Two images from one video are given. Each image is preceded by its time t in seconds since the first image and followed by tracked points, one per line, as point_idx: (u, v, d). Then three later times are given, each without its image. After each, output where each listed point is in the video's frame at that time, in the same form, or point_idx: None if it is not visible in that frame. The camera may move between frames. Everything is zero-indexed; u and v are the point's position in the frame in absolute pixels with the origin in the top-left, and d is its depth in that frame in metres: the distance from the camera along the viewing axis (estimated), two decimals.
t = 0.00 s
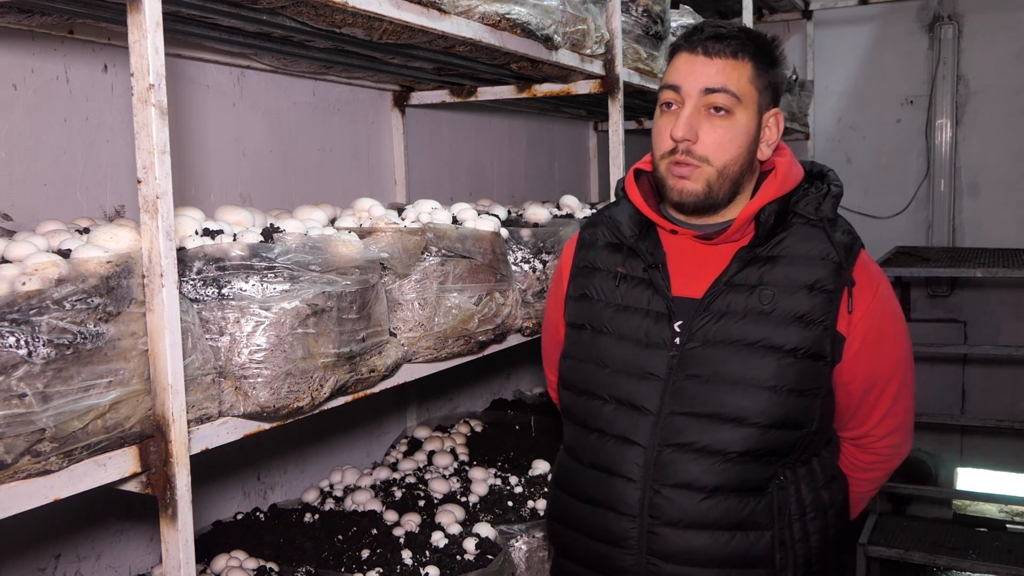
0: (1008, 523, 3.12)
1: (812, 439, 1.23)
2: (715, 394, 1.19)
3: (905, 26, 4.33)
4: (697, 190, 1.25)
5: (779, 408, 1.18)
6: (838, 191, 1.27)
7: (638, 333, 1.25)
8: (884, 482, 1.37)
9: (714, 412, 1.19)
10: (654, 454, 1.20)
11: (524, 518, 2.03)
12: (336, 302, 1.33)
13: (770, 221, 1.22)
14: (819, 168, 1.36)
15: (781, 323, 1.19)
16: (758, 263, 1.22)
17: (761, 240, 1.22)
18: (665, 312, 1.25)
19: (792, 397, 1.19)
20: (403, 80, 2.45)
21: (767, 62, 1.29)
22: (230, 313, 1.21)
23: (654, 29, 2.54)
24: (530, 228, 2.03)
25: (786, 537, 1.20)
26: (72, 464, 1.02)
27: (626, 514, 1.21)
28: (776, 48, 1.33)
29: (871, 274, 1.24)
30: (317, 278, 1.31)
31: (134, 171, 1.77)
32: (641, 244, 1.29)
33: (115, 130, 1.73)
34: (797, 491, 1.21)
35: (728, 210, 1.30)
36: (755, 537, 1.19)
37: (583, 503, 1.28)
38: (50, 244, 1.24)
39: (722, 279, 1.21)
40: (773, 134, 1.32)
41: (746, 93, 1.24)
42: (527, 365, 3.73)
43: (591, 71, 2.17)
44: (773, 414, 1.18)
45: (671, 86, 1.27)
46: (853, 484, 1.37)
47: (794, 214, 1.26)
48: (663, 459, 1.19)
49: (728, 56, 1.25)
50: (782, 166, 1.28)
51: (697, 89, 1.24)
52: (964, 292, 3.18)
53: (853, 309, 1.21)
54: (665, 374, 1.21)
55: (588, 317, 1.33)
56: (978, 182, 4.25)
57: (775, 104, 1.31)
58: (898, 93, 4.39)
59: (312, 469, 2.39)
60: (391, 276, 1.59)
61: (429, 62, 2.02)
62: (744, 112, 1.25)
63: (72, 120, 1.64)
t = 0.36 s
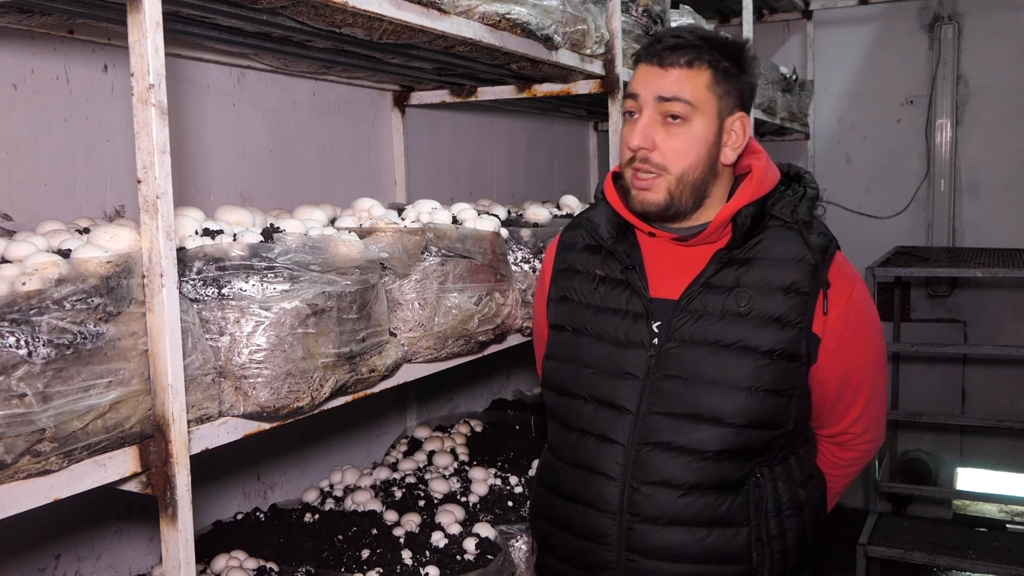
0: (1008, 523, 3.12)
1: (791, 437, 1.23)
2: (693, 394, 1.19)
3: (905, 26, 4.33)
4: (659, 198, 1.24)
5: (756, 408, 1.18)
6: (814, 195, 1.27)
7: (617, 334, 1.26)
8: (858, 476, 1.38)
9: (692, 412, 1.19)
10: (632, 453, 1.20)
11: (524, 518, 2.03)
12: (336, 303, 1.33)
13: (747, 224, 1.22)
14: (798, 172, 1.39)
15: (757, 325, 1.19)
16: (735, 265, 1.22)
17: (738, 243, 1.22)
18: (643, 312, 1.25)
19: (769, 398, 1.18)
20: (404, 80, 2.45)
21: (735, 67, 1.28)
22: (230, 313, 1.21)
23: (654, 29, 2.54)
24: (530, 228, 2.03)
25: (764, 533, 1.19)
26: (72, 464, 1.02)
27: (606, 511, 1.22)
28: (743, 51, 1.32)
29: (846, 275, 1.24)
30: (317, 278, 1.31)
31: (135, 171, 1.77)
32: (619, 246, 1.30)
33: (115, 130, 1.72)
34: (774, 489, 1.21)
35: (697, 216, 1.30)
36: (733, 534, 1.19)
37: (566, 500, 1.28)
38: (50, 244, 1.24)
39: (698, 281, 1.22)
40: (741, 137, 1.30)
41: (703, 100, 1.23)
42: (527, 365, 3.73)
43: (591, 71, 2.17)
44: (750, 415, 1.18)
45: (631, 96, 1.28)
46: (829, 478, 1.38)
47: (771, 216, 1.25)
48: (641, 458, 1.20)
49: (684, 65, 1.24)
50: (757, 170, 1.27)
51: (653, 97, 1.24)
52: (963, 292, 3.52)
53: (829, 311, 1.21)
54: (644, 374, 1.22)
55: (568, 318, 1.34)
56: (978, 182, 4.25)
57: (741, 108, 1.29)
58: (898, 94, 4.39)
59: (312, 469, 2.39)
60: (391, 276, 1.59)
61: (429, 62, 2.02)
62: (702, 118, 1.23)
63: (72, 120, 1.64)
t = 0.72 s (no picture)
0: (1008, 523, 3.11)
1: (808, 438, 1.21)
2: (707, 394, 1.19)
3: (905, 26, 4.33)
4: (674, 188, 1.24)
5: (771, 407, 1.17)
6: (827, 192, 1.27)
7: (630, 335, 1.26)
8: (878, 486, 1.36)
9: (706, 412, 1.18)
10: (647, 453, 1.20)
11: (524, 518, 2.03)
12: (336, 303, 1.33)
13: (759, 221, 1.22)
14: (810, 170, 1.36)
15: (771, 323, 1.18)
16: (748, 263, 1.22)
17: (751, 240, 1.22)
18: (656, 314, 1.25)
19: (784, 396, 1.17)
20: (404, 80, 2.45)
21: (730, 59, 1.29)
22: (230, 313, 1.21)
23: (654, 29, 2.54)
24: (530, 228, 2.03)
25: (780, 537, 1.18)
26: (72, 464, 1.02)
27: (620, 512, 1.21)
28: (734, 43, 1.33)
29: (862, 272, 1.23)
30: (317, 278, 1.31)
31: (134, 171, 1.77)
32: (634, 248, 1.31)
33: (115, 130, 1.72)
34: (790, 492, 1.20)
35: (715, 208, 1.29)
36: (748, 537, 1.18)
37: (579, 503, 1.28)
38: (50, 244, 1.24)
39: (712, 280, 1.22)
40: (747, 124, 1.30)
41: (702, 87, 1.24)
42: (526, 366, 3.73)
43: (591, 71, 2.17)
44: (765, 414, 1.17)
45: (631, 98, 1.29)
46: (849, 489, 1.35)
47: (784, 214, 1.25)
48: (655, 458, 1.20)
49: (678, 58, 1.26)
50: (769, 167, 1.27)
51: (652, 91, 1.25)
52: (963, 292, 3.52)
53: (844, 308, 1.20)
54: (657, 374, 1.21)
55: (582, 320, 1.34)
56: (978, 182, 4.25)
57: (743, 94, 1.30)
58: (898, 93, 4.39)
59: (312, 469, 2.39)
60: (391, 276, 1.59)
61: (429, 63, 2.02)
62: (705, 104, 1.24)
63: (72, 120, 1.64)
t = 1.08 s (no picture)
0: (1008, 523, 3.11)
1: (862, 437, 1.21)
2: (758, 393, 1.19)
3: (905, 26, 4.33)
4: (715, 187, 1.26)
5: (825, 404, 1.17)
6: (873, 183, 1.26)
7: (676, 334, 1.26)
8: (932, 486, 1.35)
9: (759, 411, 1.19)
10: (698, 454, 1.21)
11: (524, 518, 2.03)
12: (336, 303, 1.33)
13: (806, 215, 1.22)
14: (854, 164, 1.34)
15: (823, 317, 1.18)
16: (797, 258, 1.22)
17: (799, 235, 1.23)
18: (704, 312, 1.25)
19: (838, 391, 1.17)
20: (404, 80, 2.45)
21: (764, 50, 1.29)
22: (230, 314, 1.21)
23: (654, 29, 2.54)
24: (530, 228, 2.03)
25: (838, 538, 1.19)
26: (71, 464, 1.02)
27: (672, 516, 1.22)
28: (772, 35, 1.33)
29: (913, 263, 1.23)
30: (317, 278, 1.31)
31: (134, 170, 1.77)
32: (678, 245, 1.31)
33: (115, 130, 1.72)
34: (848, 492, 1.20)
35: (760, 204, 1.30)
36: (807, 539, 1.18)
37: (627, 508, 1.29)
38: (50, 244, 1.24)
39: (760, 276, 1.22)
40: (789, 118, 1.30)
41: (738, 83, 1.25)
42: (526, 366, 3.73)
43: (591, 71, 2.17)
44: (820, 410, 1.17)
45: (669, 98, 1.31)
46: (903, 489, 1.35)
47: (831, 208, 1.25)
48: (707, 459, 1.20)
49: (714, 54, 1.27)
50: (815, 160, 1.27)
51: (687, 91, 1.28)
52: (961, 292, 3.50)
53: (897, 300, 1.20)
54: (706, 373, 1.22)
55: (625, 319, 1.34)
56: (979, 182, 4.25)
57: (783, 86, 1.29)
58: (898, 93, 4.39)
59: (312, 469, 2.39)
60: (391, 276, 1.60)
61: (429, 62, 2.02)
62: (742, 101, 1.25)
63: (72, 120, 1.64)
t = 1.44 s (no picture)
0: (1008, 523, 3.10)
1: (903, 438, 1.34)
2: (797, 396, 1.32)
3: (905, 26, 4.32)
4: (724, 197, 1.39)
5: (862, 403, 1.29)
6: (899, 177, 1.40)
7: (709, 342, 1.40)
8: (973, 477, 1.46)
9: (797, 414, 1.31)
10: (738, 462, 1.34)
11: (524, 518, 2.03)
12: (336, 302, 1.33)
13: (835, 212, 1.35)
14: (877, 159, 1.48)
15: (857, 318, 1.31)
16: (826, 257, 1.35)
17: (827, 235, 1.36)
18: (735, 317, 1.39)
19: (876, 390, 1.30)
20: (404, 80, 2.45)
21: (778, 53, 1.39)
22: (230, 313, 1.21)
23: (654, 29, 2.54)
24: (530, 228, 2.03)
25: (884, 542, 1.30)
26: (72, 464, 1.02)
27: (715, 527, 1.35)
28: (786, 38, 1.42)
29: (945, 261, 1.35)
30: (317, 278, 1.31)
31: (135, 170, 1.77)
32: (703, 252, 1.45)
33: (115, 130, 1.72)
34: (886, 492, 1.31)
35: (779, 207, 1.42)
36: (853, 544, 1.30)
37: (669, 519, 1.43)
38: (50, 244, 1.24)
39: (791, 277, 1.35)
40: (803, 122, 1.40)
41: (748, 93, 1.36)
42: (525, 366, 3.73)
43: (591, 71, 2.17)
44: (858, 409, 1.29)
45: (681, 107, 1.43)
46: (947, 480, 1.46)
47: (859, 204, 1.39)
48: (748, 467, 1.33)
49: (725, 62, 1.38)
50: (841, 157, 1.40)
51: (699, 102, 1.39)
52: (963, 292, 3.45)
53: (932, 295, 1.32)
54: (741, 379, 1.35)
55: (655, 329, 1.49)
56: (979, 182, 4.26)
57: (797, 91, 1.40)
58: (898, 93, 4.39)
59: (312, 469, 2.39)
60: (391, 276, 1.60)
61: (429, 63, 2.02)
62: (751, 111, 1.36)
63: (72, 120, 1.64)
